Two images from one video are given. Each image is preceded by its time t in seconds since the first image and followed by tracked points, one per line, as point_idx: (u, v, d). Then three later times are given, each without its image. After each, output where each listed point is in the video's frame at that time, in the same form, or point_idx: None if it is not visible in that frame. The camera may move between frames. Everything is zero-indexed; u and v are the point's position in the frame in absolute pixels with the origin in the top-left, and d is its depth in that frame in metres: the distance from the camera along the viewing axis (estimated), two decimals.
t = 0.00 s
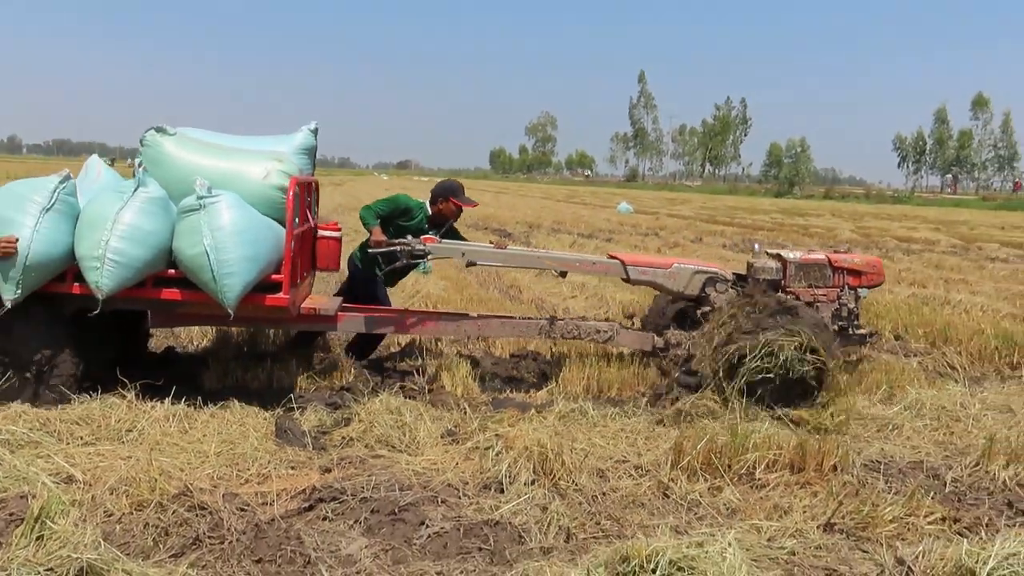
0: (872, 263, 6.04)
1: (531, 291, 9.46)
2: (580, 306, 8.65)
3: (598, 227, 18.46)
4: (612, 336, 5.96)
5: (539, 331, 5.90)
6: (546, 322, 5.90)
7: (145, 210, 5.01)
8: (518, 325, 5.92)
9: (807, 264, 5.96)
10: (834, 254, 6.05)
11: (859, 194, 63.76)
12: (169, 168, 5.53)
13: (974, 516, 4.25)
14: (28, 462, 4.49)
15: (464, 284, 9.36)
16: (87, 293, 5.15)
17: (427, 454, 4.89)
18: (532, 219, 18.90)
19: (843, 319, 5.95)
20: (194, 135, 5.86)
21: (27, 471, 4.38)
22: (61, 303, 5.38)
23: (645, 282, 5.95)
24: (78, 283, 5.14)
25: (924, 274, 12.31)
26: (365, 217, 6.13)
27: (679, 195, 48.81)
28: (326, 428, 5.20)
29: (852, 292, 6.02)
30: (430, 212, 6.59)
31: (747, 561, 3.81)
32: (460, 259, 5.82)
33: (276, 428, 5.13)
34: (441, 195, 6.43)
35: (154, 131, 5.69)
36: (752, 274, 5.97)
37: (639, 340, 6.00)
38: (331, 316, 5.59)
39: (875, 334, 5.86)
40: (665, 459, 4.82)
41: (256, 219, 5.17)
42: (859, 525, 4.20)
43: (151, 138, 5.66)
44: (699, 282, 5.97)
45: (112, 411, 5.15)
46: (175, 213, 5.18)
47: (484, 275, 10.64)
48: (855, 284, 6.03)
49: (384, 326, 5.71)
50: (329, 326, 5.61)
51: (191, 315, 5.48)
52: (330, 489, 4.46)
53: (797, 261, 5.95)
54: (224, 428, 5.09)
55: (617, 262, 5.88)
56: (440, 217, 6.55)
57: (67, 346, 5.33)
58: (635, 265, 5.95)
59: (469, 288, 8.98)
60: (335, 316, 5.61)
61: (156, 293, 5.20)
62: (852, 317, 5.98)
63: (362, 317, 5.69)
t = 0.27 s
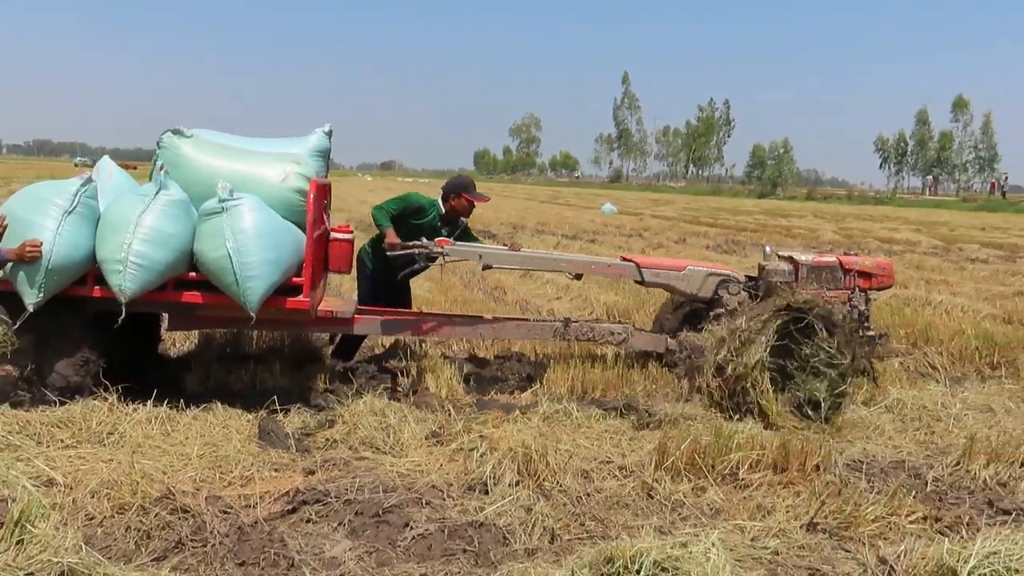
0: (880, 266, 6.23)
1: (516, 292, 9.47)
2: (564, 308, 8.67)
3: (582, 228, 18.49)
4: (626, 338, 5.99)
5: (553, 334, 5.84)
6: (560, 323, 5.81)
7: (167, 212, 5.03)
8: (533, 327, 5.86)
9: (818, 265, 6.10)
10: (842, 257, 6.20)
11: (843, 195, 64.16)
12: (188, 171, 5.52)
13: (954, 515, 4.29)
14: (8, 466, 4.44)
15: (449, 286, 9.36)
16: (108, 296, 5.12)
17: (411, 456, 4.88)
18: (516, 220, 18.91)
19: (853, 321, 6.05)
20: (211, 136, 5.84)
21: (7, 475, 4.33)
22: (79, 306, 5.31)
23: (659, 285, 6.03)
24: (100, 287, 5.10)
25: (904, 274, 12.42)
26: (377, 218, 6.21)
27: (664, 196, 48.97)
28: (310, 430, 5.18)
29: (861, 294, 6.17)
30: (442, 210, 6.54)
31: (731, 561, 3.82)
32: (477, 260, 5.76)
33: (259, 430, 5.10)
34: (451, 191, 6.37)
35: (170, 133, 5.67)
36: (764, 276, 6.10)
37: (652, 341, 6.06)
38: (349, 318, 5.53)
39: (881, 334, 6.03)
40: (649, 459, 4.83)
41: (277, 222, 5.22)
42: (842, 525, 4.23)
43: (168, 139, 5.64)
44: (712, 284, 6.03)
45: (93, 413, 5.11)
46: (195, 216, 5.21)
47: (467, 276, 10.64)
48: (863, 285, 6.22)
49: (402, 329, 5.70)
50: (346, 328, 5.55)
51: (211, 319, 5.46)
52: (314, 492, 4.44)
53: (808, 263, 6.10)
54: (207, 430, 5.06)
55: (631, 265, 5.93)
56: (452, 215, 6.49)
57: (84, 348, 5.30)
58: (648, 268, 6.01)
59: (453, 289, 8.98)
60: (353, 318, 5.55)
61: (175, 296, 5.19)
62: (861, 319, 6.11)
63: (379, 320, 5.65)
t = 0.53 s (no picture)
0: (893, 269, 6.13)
1: (502, 294, 9.46)
2: (551, 309, 8.68)
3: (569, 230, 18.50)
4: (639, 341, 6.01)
5: (567, 336, 5.93)
6: (575, 326, 5.90)
7: (187, 216, 5.04)
8: (547, 330, 5.93)
9: (831, 268, 5.99)
10: (855, 260, 6.10)
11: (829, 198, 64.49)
12: (205, 174, 5.49)
13: (938, 515, 4.31)
14: None
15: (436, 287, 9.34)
16: (129, 299, 5.13)
17: (397, 458, 4.86)
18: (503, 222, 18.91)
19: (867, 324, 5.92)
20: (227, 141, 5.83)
21: None
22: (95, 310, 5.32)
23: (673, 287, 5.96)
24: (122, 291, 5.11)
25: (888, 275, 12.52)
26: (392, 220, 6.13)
27: (651, 197, 49.11)
28: (295, 432, 5.16)
29: (874, 297, 6.05)
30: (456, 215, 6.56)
31: (717, 561, 3.83)
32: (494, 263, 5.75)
33: (244, 433, 5.08)
34: (466, 197, 6.38)
35: (188, 137, 5.68)
36: (776, 279, 5.99)
37: (665, 344, 6.05)
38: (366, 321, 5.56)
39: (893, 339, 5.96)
40: (635, 461, 4.83)
41: (297, 224, 5.21)
42: (827, 525, 4.24)
43: (185, 143, 5.64)
44: (725, 287, 5.98)
45: (76, 416, 5.07)
46: (217, 220, 5.22)
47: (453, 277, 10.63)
48: (876, 288, 6.10)
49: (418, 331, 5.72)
50: (363, 330, 5.58)
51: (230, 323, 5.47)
52: (300, 495, 4.42)
53: (822, 266, 5.99)
54: (192, 433, 5.03)
55: (647, 267, 5.88)
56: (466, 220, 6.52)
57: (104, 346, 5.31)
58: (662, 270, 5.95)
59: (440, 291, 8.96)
60: (369, 320, 5.58)
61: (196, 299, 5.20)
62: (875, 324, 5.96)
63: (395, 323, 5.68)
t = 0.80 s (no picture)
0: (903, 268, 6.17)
1: (488, 294, 9.46)
2: (536, 310, 8.68)
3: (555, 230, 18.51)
4: (654, 339, 5.94)
5: (582, 336, 5.87)
6: (590, 326, 5.86)
7: (210, 218, 5.06)
8: (563, 330, 5.88)
9: (842, 267, 6.04)
10: (865, 259, 6.16)
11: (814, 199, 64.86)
12: (223, 175, 5.46)
13: (921, 512, 4.34)
14: None
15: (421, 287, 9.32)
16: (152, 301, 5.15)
17: (382, 459, 4.85)
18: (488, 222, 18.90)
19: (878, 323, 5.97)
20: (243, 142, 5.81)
21: None
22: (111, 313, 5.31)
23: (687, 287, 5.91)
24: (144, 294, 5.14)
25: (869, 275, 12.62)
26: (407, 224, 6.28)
27: (637, 198, 49.23)
28: (279, 434, 5.14)
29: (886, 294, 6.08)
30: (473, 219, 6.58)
31: (702, 560, 3.83)
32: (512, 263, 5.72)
33: (228, 434, 5.05)
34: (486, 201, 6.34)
35: (204, 138, 5.65)
36: (789, 277, 5.98)
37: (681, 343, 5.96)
38: (383, 322, 5.58)
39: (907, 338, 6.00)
40: (620, 460, 4.84)
41: (318, 226, 5.23)
42: (811, 523, 4.27)
43: (202, 144, 5.62)
44: (738, 287, 5.93)
45: (57, 418, 5.02)
46: (238, 221, 5.23)
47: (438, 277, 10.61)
48: (886, 287, 6.14)
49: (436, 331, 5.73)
50: (382, 332, 5.60)
51: (251, 326, 5.48)
52: (284, 496, 4.40)
53: (833, 264, 6.03)
54: (175, 435, 5.00)
55: (661, 268, 5.80)
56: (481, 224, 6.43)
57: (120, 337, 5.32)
58: (677, 269, 5.90)
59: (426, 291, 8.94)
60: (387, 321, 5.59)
61: (218, 301, 5.23)
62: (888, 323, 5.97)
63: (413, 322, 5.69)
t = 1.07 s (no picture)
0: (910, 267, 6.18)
1: (468, 293, 9.45)
2: (517, 309, 8.69)
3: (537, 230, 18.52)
4: (666, 339, 5.96)
5: (596, 336, 5.92)
6: (604, 326, 5.90)
7: (233, 219, 5.13)
8: (577, 330, 5.93)
9: (849, 267, 6.05)
10: (872, 259, 6.13)
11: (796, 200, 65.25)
12: (245, 176, 5.54)
13: (897, 509, 4.38)
14: None
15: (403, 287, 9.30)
16: (174, 301, 5.18)
17: (361, 459, 4.83)
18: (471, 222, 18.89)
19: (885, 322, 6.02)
20: (263, 142, 5.88)
21: None
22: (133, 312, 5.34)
23: (698, 287, 5.97)
24: (166, 295, 5.17)
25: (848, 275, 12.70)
26: (415, 227, 6.34)
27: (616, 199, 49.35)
28: (258, 434, 5.12)
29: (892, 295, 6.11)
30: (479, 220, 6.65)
31: (680, 558, 3.85)
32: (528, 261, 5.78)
33: (206, 434, 5.02)
34: (491, 202, 6.50)
35: (223, 138, 5.72)
36: (797, 276, 6.10)
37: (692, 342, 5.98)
38: (400, 321, 5.61)
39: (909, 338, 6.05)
40: (600, 459, 4.85)
41: (340, 227, 5.29)
42: (788, 521, 4.29)
43: (222, 144, 5.69)
44: (749, 286, 5.99)
45: (32, 419, 4.97)
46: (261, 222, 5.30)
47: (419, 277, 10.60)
48: (892, 287, 6.13)
49: (453, 330, 5.76)
50: (399, 331, 5.64)
51: (271, 327, 5.51)
52: (262, 496, 4.37)
53: (841, 265, 6.04)
54: (152, 435, 4.96)
55: (674, 268, 5.86)
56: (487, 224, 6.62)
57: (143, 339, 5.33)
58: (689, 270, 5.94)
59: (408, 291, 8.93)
60: (403, 321, 5.63)
61: (240, 301, 5.25)
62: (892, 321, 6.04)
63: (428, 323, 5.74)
